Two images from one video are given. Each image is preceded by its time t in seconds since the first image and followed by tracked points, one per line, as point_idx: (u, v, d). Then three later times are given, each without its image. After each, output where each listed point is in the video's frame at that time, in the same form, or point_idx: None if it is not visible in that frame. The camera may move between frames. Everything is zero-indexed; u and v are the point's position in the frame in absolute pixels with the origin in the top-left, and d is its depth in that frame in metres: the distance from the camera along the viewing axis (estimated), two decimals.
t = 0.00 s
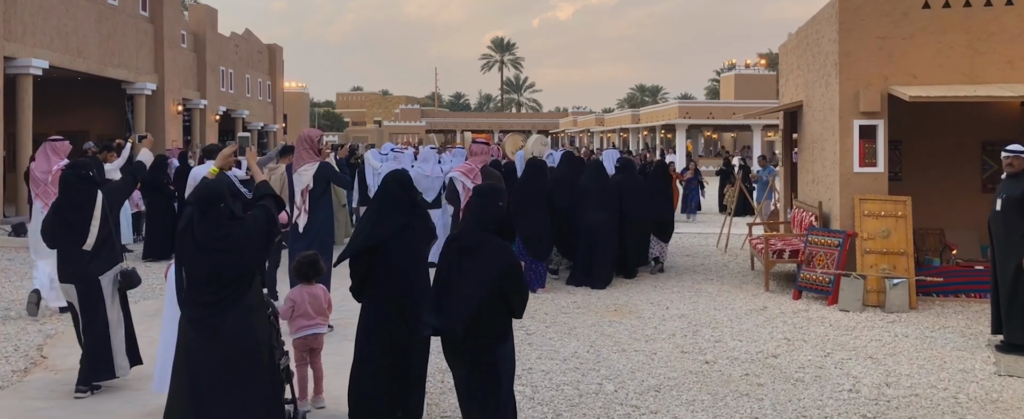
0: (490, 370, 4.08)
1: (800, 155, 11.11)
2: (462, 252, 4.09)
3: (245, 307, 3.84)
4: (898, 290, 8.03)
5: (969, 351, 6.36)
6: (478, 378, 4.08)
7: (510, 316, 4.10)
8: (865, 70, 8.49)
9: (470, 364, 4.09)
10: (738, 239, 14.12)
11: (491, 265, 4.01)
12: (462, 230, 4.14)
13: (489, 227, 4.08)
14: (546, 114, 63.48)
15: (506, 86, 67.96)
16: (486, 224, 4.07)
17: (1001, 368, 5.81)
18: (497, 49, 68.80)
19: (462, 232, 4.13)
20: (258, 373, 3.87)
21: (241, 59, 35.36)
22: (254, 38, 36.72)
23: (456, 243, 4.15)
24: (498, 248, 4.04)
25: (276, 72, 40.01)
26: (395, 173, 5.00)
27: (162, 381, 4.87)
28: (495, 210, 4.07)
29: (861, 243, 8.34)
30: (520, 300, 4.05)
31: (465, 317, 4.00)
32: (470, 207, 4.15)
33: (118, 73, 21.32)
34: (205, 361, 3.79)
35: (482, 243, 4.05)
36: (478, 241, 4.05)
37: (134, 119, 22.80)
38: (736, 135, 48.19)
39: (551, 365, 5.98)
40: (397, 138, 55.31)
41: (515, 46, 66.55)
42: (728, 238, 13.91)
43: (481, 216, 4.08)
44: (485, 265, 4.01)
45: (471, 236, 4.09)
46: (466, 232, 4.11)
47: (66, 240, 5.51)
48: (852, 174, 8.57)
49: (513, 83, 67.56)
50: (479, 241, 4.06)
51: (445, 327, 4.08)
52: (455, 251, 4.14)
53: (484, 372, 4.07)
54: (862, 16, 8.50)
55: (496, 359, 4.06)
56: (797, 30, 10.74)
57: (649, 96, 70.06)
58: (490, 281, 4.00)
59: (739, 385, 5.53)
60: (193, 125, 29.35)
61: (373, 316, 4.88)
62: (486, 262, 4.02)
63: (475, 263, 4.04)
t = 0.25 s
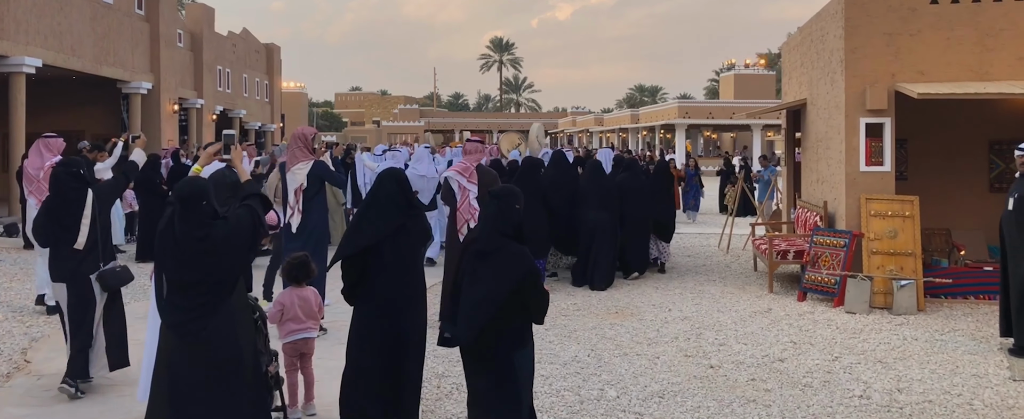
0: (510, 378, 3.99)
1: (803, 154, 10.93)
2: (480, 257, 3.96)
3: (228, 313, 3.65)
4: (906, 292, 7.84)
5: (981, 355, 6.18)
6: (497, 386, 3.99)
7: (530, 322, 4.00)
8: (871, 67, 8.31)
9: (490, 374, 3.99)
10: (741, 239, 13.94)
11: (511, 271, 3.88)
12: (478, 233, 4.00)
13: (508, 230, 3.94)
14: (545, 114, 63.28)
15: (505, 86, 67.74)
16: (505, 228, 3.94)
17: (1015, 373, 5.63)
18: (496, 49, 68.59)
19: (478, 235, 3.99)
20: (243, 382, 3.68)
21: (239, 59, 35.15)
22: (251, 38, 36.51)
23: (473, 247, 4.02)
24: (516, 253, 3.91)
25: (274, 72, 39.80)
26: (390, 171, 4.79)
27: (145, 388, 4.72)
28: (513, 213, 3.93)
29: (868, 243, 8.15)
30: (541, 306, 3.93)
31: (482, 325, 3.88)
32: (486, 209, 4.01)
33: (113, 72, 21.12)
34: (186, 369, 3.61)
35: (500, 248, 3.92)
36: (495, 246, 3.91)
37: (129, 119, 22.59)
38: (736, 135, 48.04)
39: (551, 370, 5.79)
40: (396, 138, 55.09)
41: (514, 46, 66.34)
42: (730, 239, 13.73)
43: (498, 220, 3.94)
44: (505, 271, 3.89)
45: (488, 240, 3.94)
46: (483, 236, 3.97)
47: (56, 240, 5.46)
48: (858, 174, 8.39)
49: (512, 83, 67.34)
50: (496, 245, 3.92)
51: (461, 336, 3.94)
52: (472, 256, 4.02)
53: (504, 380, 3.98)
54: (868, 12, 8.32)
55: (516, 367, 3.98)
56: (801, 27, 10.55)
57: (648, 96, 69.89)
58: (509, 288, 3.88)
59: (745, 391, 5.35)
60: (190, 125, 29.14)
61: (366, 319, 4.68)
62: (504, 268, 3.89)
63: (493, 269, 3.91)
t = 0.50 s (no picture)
0: (534, 381, 3.94)
1: (807, 154, 10.73)
2: (500, 261, 3.99)
3: (208, 325, 3.45)
4: (914, 295, 7.65)
5: (994, 362, 5.99)
6: (523, 393, 3.94)
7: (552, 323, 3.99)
8: (878, 65, 8.11)
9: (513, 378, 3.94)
10: (743, 240, 13.73)
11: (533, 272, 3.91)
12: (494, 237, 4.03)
13: (525, 231, 3.99)
14: (544, 113, 63.09)
15: (505, 86, 67.54)
16: (521, 229, 3.99)
17: None
18: (496, 49, 68.42)
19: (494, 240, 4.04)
20: (224, 400, 3.49)
21: (237, 58, 34.95)
22: (249, 36, 36.33)
23: (490, 251, 4.06)
24: (536, 253, 3.94)
25: (273, 71, 39.60)
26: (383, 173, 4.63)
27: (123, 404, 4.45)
28: (529, 214, 3.98)
29: (874, 245, 7.98)
30: (565, 306, 3.94)
31: (508, 329, 3.89)
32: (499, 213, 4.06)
33: (108, 70, 20.91)
34: (163, 386, 3.42)
35: (520, 249, 3.96)
36: (516, 248, 3.96)
37: (125, 119, 22.41)
38: (736, 135, 47.84)
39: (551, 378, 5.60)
40: (395, 137, 54.89)
41: (514, 45, 66.10)
42: (732, 240, 13.52)
43: (515, 222, 3.98)
44: (527, 271, 3.91)
45: (506, 243, 3.99)
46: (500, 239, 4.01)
47: (45, 236, 5.35)
48: (865, 174, 8.20)
49: (512, 83, 67.13)
50: (515, 247, 3.96)
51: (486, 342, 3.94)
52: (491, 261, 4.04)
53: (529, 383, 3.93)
54: (875, 9, 8.13)
55: (541, 369, 3.94)
56: (805, 24, 10.36)
57: (648, 95, 69.70)
58: (533, 289, 3.89)
59: (752, 400, 5.16)
60: (187, 124, 28.96)
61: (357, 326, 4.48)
62: (527, 269, 3.92)
63: (515, 271, 3.94)
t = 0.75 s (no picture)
0: (557, 388, 3.76)
1: (812, 154, 10.55)
2: (520, 262, 3.82)
3: (184, 335, 3.27)
4: (923, 300, 7.45)
5: (1009, 369, 5.80)
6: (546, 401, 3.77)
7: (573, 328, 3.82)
8: (886, 63, 7.93)
9: (535, 384, 3.79)
10: (745, 242, 13.54)
11: (554, 275, 3.74)
12: (512, 237, 3.86)
13: (546, 231, 3.84)
14: (544, 113, 62.91)
15: (505, 85, 67.36)
16: (542, 228, 3.83)
17: None
18: (496, 48, 68.25)
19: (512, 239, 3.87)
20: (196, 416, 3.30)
21: (235, 57, 34.78)
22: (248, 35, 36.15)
23: (508, 251, 3.89)
24: (557, 253, 3.78)
25: (271, 70, 39.43)
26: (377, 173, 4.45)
27: None
28: (551, 212, 3.83)
29: (883, 247, 7.79)
30: (583, 310, 3.77)
31: (529, 334, 3.74)
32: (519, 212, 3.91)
33: (104, 70, 20.72)
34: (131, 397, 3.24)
35: (541, 250, 3.79)
36: (535, 248, 3.79)
37: (122, 118, 22.24)
38: (737, 135, 47.65)
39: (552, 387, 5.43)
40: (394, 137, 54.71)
41: (513, 44, 65.91)
42: (734, 241, 13.33)
43: (536, 221, 3.82)
44: (548, 273, 3.75)
45: (524, 243, 3.81)
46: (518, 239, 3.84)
47: (37, 239, 5.24)
48: (873, 175, 8.01)
49: (512, 83, 66.94)
50: (536, 247, 3.80)
51: (507, 346, 3.79)
52: (510, 262, 3.88)
53: (552, 389, 3.76)
54: (883, 6, 7.95)
55: (565, 375, 3.77)
56: (811, 22, 10.18)
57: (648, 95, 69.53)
58: (554, 291, 3.73)
59: (760, 409, 4.98)
60: (185, 124, 28.79)
61: (352, 332, 4.30)
62: (548, 270, 3.75)
63: (535, 273, 3.77)
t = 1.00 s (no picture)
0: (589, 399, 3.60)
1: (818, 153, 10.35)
2: (550, 263, 3.63)
3: (159, 340, 3.19)
4: (935, 302, 7.25)
5: None
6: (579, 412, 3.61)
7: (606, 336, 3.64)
8: (897, 60, 7.73)
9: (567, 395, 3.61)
10: (749, 243, 13.33)
11: (588, 276, 3.55)
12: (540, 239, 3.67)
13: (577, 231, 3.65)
14: (544, 113, 62.70)
15: (505, 85, 67.15)
16: (574, 230, 3.64)
17: None
18: (496, 48, 68.05)
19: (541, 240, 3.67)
20: None
21: (234, 56, 34.57)
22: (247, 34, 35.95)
23: (536, 253, 3.69)
24: (591, 256, 3.59)
25: (270, 70, 39.23)
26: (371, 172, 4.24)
27: None
28: (584, 214, 3.65)
29: (893, 249, 7.59)
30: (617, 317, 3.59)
31: (563, 341, 3.56)
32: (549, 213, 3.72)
33: (100, 68, 20.53)
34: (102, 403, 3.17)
35: (574, 251, 3.60)
36: (569, 252, 3.59)
37: (118, 117, 22.03)
38: (738, 134, 47.45)
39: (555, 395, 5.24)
40: (394, 137, 54.50)
41: (513, 44, 65.71)
42: (738, 242, 13.11)
43: (566, 221, 3.64)
44: (581, 278, 3.55)
45: (555, 243, 3.62)
46: (549, 240, 3.65)
47: (36, 237, 5.05)
48: (883, 175, 7.81)
49: (511, 82, 66.73)
50: (569, 248, 3.60)
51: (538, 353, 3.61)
52: (538, 263, 3.67)
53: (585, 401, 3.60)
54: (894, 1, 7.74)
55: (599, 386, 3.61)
56: (817, 19, 9.97)
57: (648, 95, 69.34)
58: (588, 296, 3.55)
59: None
60: (182, 123, 28.60)
61: (344, 340, 4.08)
62: (581, 273, 3.55)
63: (567, 276, 3.58)
